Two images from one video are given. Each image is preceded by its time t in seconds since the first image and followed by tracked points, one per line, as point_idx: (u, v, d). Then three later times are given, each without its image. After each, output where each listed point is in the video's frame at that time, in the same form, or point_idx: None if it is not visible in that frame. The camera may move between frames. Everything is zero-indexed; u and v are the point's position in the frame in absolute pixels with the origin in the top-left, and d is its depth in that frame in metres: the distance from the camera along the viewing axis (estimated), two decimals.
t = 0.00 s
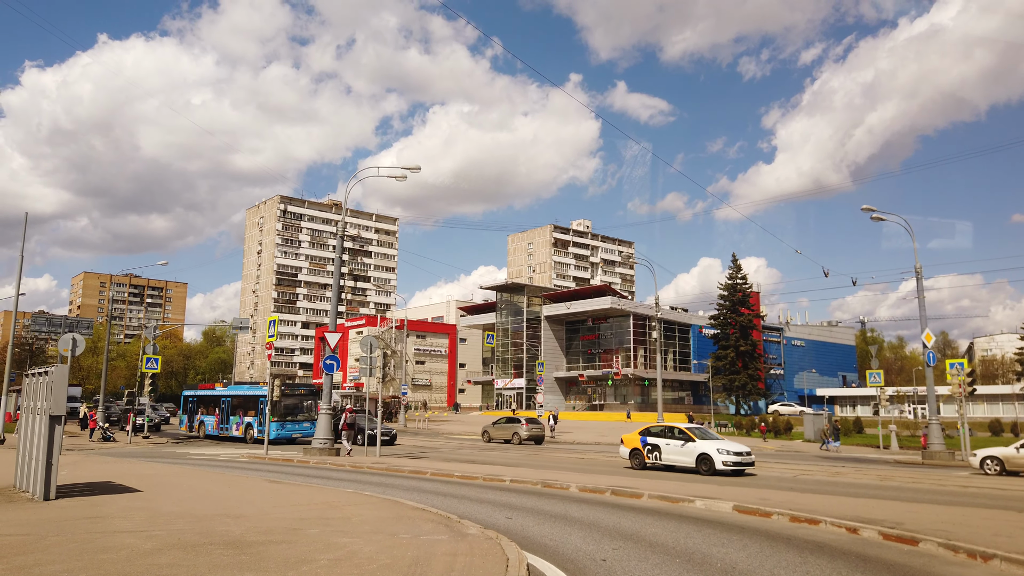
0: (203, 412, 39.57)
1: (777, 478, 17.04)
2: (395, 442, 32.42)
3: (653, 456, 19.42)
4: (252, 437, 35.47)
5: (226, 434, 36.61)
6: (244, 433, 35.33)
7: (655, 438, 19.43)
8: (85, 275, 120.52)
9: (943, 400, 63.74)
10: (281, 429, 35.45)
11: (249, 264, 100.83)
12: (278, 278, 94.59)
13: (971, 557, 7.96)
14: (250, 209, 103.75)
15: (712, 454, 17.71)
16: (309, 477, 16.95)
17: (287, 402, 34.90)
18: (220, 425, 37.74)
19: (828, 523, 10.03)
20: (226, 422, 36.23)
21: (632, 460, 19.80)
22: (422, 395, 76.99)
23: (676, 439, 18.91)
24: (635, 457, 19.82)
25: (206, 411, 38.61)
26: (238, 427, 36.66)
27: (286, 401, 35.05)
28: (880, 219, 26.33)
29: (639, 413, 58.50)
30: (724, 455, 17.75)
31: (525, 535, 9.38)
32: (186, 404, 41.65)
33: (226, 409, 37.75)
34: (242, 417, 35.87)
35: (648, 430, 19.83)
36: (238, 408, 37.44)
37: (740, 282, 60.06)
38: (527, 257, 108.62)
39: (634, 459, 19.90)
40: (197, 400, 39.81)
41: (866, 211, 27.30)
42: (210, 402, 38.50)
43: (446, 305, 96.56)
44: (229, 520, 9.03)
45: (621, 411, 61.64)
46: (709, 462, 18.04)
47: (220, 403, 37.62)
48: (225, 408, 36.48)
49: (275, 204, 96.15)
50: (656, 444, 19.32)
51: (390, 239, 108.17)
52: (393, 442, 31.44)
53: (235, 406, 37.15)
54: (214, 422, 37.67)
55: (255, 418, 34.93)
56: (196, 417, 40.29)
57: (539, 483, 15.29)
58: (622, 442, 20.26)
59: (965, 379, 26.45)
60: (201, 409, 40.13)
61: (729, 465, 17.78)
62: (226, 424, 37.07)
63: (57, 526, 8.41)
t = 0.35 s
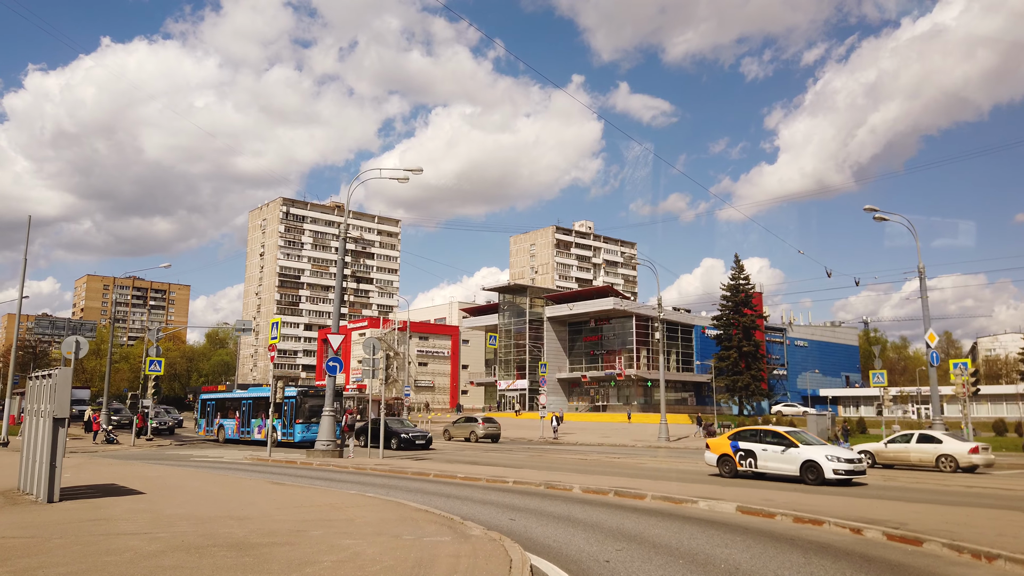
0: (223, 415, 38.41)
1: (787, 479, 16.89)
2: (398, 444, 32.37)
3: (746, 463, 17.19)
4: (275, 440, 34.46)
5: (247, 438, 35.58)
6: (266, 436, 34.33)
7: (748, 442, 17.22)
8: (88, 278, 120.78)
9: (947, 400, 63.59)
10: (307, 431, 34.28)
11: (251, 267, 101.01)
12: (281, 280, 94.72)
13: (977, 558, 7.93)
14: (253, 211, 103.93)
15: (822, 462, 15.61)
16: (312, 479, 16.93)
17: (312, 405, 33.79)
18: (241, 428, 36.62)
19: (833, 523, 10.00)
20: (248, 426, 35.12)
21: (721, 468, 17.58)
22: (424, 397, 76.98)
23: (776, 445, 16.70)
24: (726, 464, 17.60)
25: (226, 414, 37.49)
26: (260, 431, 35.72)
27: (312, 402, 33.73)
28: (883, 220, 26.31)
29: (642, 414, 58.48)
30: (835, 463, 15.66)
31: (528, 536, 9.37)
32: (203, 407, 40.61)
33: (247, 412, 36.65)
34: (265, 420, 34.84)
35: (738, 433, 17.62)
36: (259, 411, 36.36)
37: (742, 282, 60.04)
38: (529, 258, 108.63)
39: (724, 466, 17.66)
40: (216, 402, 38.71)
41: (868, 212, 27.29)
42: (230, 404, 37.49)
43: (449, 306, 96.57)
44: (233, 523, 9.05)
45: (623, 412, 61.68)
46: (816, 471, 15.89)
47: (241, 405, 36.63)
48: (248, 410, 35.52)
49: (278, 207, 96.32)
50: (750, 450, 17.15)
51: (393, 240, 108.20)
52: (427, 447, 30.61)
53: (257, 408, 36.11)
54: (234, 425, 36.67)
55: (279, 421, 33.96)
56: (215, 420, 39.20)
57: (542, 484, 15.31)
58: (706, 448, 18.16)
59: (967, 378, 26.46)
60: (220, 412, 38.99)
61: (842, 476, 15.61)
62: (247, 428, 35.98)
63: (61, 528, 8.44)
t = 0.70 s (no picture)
0: (243, 415, 37.11)
1: (791, 478, 16.83)
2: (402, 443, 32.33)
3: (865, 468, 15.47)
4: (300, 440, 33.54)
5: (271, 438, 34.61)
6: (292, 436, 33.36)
7: (867, 446, 15.49)
8: (91, 278, 120.97)
9: (951, 397, 63.45)
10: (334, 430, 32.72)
11: (254, 266, 101.09)
12: (283, 279, 94.84)
13: (980, 555, 7.92)
14: (255, 211, 103.98)
15: (963, 467, 13.80)
16: (315, 478, 16.92)
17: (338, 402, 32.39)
18: (263, 429, 35.58)
19: (836, 521, 9.99)
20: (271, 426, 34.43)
21: (836, 474, 15.84)
22: (427, 396, 77.03)
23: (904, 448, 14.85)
24: (842, 470, 15.83)
25: (246, 415, 36.29)
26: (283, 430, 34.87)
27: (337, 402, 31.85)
28: (886, 217, 26.24)
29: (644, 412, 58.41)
30: (978, 468, 13.81)
31: (531, 535, 9.35)
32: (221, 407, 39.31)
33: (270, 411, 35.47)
34: (289, 420, 33.85)
35: (853, 435, 15.87)
36: (283, 410, 35.28)
37: (745, 280, 59.94)
38: (531, 257, 108.61)
39: (839, 472, 15.92)
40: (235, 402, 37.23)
41: (871, 209, 27.24)
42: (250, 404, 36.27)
43: (451, 305, 96.60)
44: (237, 522, 9.07)
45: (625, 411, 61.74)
46: (953, 478, 14.10)
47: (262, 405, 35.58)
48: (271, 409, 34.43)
49: (280, 206, 96.40)
50: (870, 454, 15.39)
51: (395, 239, 108.15)
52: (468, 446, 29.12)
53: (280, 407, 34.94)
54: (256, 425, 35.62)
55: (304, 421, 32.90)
56: (234, 421, 38.04)
57: (545, 482, 15.30)
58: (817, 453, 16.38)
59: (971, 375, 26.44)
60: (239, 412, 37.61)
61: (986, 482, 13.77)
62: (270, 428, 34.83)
63: (64, 528, 8.45)
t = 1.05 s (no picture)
0: (264, 416, 35.99)
1: (794, 476, 16.78)
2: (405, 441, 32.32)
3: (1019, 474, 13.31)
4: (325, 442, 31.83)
5: (295, 439, 33.35)
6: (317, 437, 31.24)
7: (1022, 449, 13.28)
8: (94, 278, 121.09)
9: (954, 394, 63.34)
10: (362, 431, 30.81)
11: (256, 266, 101.20)
12: (286, 279, 94.94)
13: (984, 553, 7.91)
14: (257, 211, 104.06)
15: None
16: (319, 477, 16.91)
17: (366, 400, 30.10)
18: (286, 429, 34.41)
19: (839, 519, 9.97)
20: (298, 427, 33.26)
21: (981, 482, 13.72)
22: (430, 395, 77.05)
23: None
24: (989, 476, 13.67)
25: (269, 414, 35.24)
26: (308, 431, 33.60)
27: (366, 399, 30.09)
28: (888, 215, 26.20)
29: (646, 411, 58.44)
30: None
31: (535, 534, 9.36)
32: (242, 406, 38.56)
33: (293, 411, 34.20)
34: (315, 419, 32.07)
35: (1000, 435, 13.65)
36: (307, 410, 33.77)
37: (748, 278, 59.90)
38: (533, 256, 108.60)
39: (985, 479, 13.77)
40: (255, 402, 36.39)
41: (874, 207, 27.21)
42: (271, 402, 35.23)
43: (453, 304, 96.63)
44: (241, 521, 9.08)
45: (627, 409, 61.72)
46: None
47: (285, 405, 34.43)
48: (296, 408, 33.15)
49: (282, 205, 96.50)
50: None
51: (397, 238, 108.10)
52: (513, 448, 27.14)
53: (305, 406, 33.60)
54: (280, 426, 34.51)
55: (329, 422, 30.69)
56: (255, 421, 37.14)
57: (548, 481, 15.30)
58: (952, 455, 14.25)
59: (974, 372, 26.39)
60: (261, 412, 36.49)
61: None
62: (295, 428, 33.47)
63: (69, 527, 8.46)
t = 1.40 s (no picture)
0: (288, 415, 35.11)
1: (798, 475, 16.72)
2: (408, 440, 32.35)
3: None
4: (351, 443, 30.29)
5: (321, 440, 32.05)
6: (345, 437, 28.94)
7: None
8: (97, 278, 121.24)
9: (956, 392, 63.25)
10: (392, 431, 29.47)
11: (258, 265, 101.31)
12: (288, 278, 95.05)
13: (987, 551, 7.90)
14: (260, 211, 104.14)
15: None
16: (323, 476, 16.90)
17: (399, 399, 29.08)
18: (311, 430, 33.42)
19: (842, 517, 9.97)
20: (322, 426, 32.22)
21: None
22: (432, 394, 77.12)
23: None
24: None
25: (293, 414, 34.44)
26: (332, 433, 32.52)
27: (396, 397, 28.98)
28: (890, 212, 26.15)
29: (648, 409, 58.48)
30: None
31: (538, 532, 9.35)
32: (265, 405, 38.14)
33: (318, 412, 32.77)
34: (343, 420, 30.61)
35: None
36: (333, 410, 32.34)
37: (750, 276, 59.87)
38: (535, 254, 108.58)
39: None
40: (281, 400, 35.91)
41: (876, 204, 27.20)
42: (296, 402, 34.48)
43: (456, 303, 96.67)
44: (244, 520, 9.10)
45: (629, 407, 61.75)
46: None
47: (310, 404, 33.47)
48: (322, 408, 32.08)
49: (284, 205, 96.59)
50: None
51: (399, 237, 108.08)
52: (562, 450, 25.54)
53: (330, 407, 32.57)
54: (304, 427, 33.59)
55: (359, 421, 28.41)
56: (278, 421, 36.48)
57: (551, 479, 15.30)
58: None
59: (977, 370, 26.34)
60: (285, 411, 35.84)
61: None
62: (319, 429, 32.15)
63: (72, 527, 8.47)
